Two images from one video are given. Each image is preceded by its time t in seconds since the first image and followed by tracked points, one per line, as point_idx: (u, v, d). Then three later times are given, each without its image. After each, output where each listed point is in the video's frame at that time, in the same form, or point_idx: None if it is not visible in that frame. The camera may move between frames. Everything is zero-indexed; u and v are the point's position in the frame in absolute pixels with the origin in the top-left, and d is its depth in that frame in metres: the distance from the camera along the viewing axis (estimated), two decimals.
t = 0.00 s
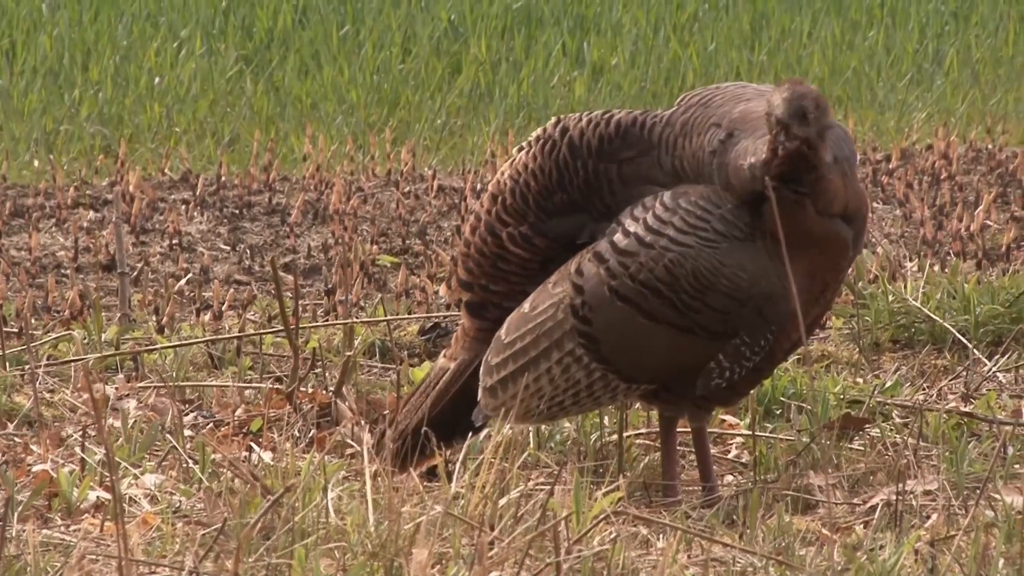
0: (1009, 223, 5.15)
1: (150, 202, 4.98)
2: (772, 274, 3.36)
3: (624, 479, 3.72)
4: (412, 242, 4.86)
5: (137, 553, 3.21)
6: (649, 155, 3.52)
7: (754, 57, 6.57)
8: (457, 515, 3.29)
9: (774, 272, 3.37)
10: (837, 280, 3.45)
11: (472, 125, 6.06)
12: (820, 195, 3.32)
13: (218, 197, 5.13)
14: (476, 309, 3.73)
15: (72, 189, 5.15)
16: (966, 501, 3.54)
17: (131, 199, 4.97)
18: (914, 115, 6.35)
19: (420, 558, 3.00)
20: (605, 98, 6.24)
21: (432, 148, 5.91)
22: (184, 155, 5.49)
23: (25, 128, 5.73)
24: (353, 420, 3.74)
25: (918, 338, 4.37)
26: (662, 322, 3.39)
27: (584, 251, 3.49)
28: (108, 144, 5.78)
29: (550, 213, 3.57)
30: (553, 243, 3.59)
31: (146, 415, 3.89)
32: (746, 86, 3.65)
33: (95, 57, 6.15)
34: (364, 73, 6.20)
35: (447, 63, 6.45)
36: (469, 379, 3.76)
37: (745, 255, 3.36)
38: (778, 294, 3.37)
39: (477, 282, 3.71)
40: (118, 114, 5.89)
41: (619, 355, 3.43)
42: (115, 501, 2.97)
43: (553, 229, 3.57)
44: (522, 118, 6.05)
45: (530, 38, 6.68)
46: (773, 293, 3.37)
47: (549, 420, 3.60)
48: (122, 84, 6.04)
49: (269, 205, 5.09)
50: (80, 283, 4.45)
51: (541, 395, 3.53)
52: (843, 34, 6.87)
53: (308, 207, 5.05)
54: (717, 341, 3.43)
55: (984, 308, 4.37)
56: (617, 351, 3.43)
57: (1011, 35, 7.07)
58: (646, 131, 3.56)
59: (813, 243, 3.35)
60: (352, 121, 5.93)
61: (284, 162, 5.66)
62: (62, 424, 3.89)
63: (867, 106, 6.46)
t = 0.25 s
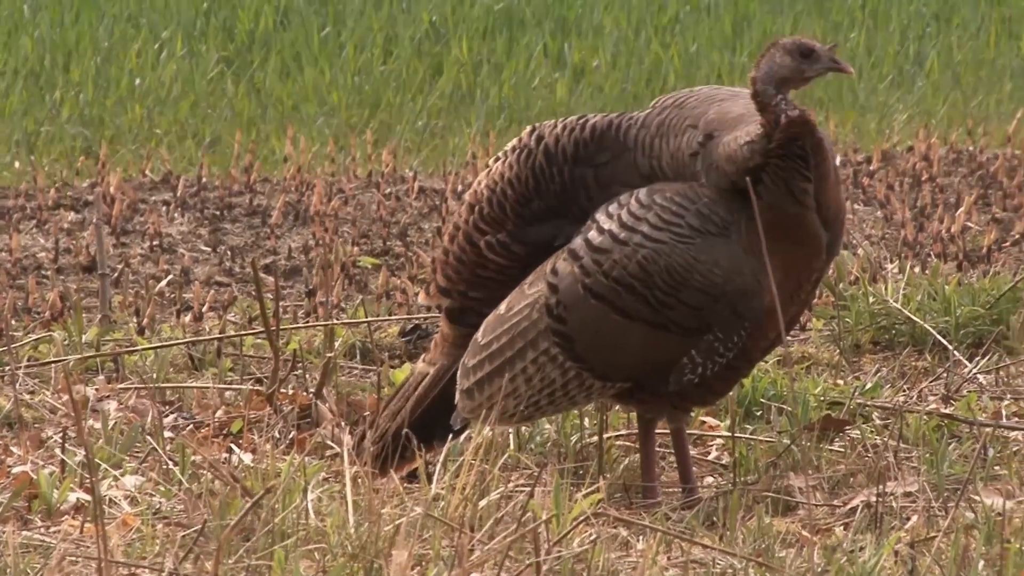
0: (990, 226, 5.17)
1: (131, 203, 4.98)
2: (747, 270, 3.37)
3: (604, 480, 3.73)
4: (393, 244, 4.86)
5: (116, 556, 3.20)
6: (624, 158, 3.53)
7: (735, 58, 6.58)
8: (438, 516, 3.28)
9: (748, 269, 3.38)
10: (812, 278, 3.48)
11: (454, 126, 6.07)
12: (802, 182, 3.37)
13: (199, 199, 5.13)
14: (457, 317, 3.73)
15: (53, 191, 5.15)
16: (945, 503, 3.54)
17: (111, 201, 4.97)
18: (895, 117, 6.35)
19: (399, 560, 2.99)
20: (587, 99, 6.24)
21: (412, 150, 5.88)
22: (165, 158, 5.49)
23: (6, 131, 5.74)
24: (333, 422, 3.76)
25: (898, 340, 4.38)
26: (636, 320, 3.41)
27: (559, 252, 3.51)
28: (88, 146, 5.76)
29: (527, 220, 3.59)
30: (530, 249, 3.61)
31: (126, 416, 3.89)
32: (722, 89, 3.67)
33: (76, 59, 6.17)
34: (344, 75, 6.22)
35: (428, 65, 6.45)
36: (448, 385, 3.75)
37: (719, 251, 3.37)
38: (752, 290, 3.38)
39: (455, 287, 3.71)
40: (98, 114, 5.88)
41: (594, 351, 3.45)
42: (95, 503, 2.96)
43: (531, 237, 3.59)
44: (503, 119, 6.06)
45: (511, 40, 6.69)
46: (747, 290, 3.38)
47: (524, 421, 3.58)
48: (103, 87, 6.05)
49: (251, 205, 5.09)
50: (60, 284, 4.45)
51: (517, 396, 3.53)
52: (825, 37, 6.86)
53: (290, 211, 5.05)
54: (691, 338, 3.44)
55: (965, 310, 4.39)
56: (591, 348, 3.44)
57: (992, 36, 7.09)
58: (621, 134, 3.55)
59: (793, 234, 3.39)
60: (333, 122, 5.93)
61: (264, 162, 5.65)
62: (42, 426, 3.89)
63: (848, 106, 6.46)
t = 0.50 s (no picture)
0: (971, 225, 5.17)
1: (110, 204, 4.98)
2: (725, 272, 3.37)
3: (585, 480, 3.73)
4: (373, 245, 4.87)
5: (95, 556, 3.18)
6: (602, 159, 3.53)
7: (714, 59, 6.56)
8: (418, 516, 3.24)
9: (726, 270, 3.37)
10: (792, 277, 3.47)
11: (435, 127, 6.06)
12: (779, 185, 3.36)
13: (178, 201, 5.13)
14: (434, 319, 3.74)
15: (34, 192, 5.15)
16: (926, 503, 3.53)
17: (91, 201, 4.97)
18: (875, 119, 6.33)
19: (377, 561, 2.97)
20: (566, 101, 6.22)
21: (392, 151, 5.87)
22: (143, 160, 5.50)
23: None
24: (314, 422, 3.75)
25: (879, 341, 4.37)
26: (615, 322, 3.40)
27: (537, 255, 3.50)
28: (67, 147, 5.76)
29: (504, 222, 3.59)
30: (508, 251, 3.61)
31: (106, 417, 3.89)
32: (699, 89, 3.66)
33: (55, 59, 6.15)
34: (323, 75, 6.22)
35: (407, 66, 6.45)
36: (426, 385, 3.75)
37: (698, 253, 3.36)
38: (731, 292, 3.38)
39: (433, 290, 3.71)
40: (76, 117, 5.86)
41: (573, 354, 3.44)
42: (76, 503, 2.94)
43: (508, 239, 3.59)
44: (483, 120, 6.06)
45: (490, 41, 6.69)
46: (726, 292, 3.38)
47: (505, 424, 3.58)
48: (82, 86, 6.04)
49: (230, 207, 5.09)
50: (38, 286, 4.45)
51: (498, 400, 3.52)
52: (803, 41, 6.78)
53: (270, 210, 5.05)
54: (670, 340, 3.44)
55: (947, 311, 4.38)
56: (571, 351, 3.44)
57: (972, 37, 7.09)
58: (598, 135, 3.55)
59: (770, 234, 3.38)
60: (312, 123, 5.92)
61: (243, 164, 5.64)
62: (21, 427, 3.89)
63: (827, 109, 6.43)
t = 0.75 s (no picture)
0: (984, 227, 5.17)
1: (123, 206, 4.98)
2: (737, 272, 3.36)
3: (599, 483, 3.73)
4: (386, 247, 4.88)
5: (111, 557, 3.18)
6: (613, 162, 3.53)
7: (726, 61, 6.57)
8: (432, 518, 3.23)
9: (738, 270, 3.36)
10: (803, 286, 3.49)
11: (447, 129, 6.07)
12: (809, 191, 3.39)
13: (190, 202, 5.13)
14: (445, 325, 3.74)
15: (46, 194, 5.16)
16: (940, 506, 3.52)
17: (104, 203, 4.97)
18: (888, 120, 6.34)
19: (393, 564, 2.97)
20: (578, 102, 6.23)
21: (405, 153, 5.89)
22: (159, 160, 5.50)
23: None
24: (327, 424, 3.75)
25: (892, 343, 4.38)
26: (628, 325, 3.40)
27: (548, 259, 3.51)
28: (80, 149, 5.76)
29: (515, 227, 3.59)
30: (520, 255, 3.61)
31: (119, 419, 3.89)
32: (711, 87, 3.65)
33: (68, 62, 6.15)
34: (336, 78, 6.23)
35: (420, 68, 6.44)
36: (437, 390, 3.75)
37: (709, 253, 3.36)
38: (742, 292, 3.37)
39: (445, 296, 3.71)
40: (89, 117, 5.87)
41: (585, 356, 3.44)
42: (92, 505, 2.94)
43: (519, 244, 3.59)
44: (495, 123, 6.06)
45: (503, 43, 6.69)
46: (739, 293, 3.37)
47: (520, 429, 3.60)
48: (94, 88, 6.05)
49: (243, 209, 5.09)
50: (52, 287, 4.45)
51: (512, 404, 3.54)
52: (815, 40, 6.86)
53: (281, 212, 5.06)
54: (683, 342, 3.43)
55: (959, 312, 4.38)
56: (584, 355, 3.44)
57: (984, 39, 7.08)
58: (607, 137, 3.55)
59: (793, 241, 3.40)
60: (324, 125, 5.93)
61: (257, 166, 5.66)
62: (35, 429, 3.89)
63: (840, 108, 6.45)
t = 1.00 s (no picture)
0: (982, 229, 5.17)
1: (121, 208, 4.97)
2: (731, 271, 3.36)
3: (597, 484, 3.73)
4: (384, 249, 4.88)
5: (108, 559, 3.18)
6: (609, 163, 3.53)
7: (726, 63, 6.57)
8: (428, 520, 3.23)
9: (732, 270, 3.36)
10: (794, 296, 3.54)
11: (445, 131, 6.07)
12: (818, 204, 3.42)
13: (188, 204, 5.13)
14: (441, 326, 3.75)
15: (44, 196, 5.16)
16: (937, 508, 3.53)
17: (102, 206, 4.98)
18: (886, 122, 6.35)
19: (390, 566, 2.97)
20: (578, 103, 6.24)
21: (404, 155, 5.90)
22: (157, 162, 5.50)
23: None
24: (323, 426, 3.77)
25: (889, 345, 4.38)
26: (622, 325, 3.41)
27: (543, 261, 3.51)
28: (79, 151, 5.76)
29: (511, 231, 3.59)
30: (516, 258, 3.61)
31: (116, 421, 3.89)
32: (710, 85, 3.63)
33: (67, 63, 6.14)
34: (335, 80, 6.24)
35: (418, 71, 6.45)
36: (433, 394, 3.75)
37: (703, 253, 3.35)
38: (736, 292, 3.37)
39: (440, 298, 3.72)
40: (87, 120, 5.87)
41: (580, 357, 3.45)
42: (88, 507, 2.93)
43: (515, 247, 3.59)
44: (493, 125, 6.06)
45: (503, 45, 6.70)
46: (734, 293, 3.37)
47: (516, 430, 3.61)
48: (94, 90, 6.06)
49: (241, 211, 5.10)
50: (51, 290, 4.45)
51: (508, 406, 3.54)
52: (814, 42, 6.90)
53: (279, 215, 5.07)
54: (677, 341, 3.43)
55: (956, 314, 4.39)
56: (578, 356, 3.45)
57: (982, 41, 7.09)
58: (602, 139, 3.55)
59: (794, 250, 3.44)
60: (322, 128, 5.93)
61: (255, 168, 5.67)
62: (33, 431, 3.89)
63: (840, 112, 6.45)
